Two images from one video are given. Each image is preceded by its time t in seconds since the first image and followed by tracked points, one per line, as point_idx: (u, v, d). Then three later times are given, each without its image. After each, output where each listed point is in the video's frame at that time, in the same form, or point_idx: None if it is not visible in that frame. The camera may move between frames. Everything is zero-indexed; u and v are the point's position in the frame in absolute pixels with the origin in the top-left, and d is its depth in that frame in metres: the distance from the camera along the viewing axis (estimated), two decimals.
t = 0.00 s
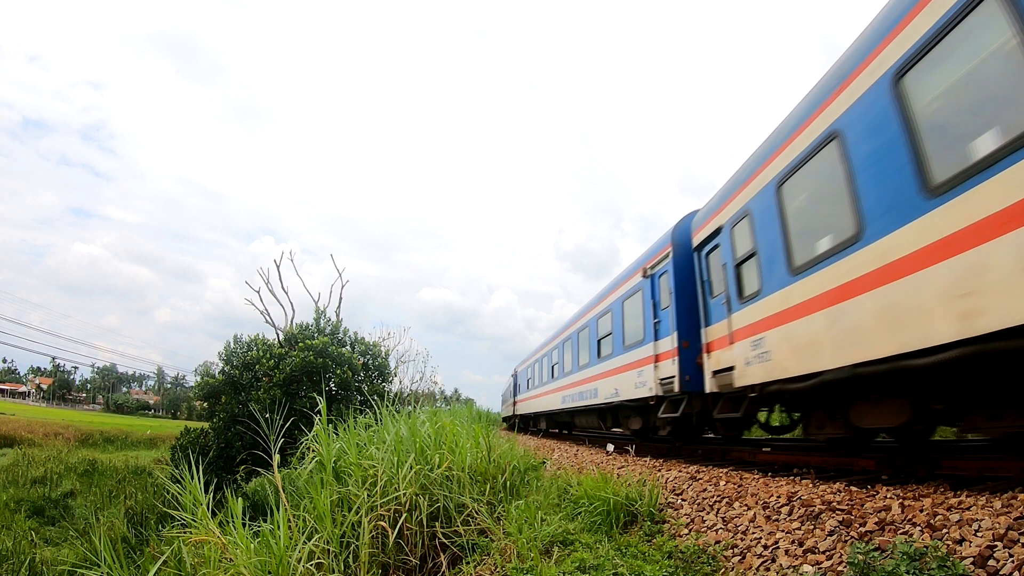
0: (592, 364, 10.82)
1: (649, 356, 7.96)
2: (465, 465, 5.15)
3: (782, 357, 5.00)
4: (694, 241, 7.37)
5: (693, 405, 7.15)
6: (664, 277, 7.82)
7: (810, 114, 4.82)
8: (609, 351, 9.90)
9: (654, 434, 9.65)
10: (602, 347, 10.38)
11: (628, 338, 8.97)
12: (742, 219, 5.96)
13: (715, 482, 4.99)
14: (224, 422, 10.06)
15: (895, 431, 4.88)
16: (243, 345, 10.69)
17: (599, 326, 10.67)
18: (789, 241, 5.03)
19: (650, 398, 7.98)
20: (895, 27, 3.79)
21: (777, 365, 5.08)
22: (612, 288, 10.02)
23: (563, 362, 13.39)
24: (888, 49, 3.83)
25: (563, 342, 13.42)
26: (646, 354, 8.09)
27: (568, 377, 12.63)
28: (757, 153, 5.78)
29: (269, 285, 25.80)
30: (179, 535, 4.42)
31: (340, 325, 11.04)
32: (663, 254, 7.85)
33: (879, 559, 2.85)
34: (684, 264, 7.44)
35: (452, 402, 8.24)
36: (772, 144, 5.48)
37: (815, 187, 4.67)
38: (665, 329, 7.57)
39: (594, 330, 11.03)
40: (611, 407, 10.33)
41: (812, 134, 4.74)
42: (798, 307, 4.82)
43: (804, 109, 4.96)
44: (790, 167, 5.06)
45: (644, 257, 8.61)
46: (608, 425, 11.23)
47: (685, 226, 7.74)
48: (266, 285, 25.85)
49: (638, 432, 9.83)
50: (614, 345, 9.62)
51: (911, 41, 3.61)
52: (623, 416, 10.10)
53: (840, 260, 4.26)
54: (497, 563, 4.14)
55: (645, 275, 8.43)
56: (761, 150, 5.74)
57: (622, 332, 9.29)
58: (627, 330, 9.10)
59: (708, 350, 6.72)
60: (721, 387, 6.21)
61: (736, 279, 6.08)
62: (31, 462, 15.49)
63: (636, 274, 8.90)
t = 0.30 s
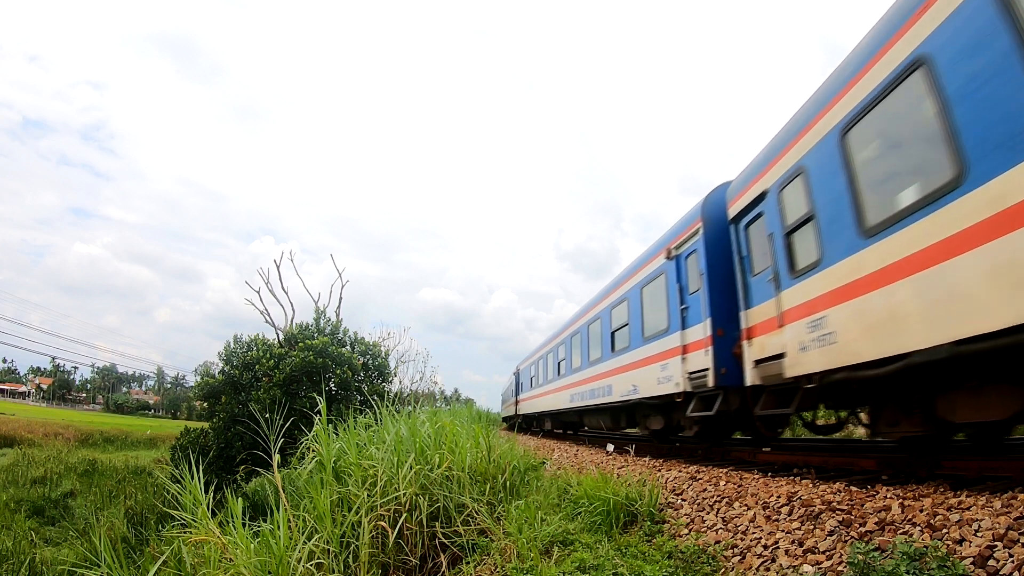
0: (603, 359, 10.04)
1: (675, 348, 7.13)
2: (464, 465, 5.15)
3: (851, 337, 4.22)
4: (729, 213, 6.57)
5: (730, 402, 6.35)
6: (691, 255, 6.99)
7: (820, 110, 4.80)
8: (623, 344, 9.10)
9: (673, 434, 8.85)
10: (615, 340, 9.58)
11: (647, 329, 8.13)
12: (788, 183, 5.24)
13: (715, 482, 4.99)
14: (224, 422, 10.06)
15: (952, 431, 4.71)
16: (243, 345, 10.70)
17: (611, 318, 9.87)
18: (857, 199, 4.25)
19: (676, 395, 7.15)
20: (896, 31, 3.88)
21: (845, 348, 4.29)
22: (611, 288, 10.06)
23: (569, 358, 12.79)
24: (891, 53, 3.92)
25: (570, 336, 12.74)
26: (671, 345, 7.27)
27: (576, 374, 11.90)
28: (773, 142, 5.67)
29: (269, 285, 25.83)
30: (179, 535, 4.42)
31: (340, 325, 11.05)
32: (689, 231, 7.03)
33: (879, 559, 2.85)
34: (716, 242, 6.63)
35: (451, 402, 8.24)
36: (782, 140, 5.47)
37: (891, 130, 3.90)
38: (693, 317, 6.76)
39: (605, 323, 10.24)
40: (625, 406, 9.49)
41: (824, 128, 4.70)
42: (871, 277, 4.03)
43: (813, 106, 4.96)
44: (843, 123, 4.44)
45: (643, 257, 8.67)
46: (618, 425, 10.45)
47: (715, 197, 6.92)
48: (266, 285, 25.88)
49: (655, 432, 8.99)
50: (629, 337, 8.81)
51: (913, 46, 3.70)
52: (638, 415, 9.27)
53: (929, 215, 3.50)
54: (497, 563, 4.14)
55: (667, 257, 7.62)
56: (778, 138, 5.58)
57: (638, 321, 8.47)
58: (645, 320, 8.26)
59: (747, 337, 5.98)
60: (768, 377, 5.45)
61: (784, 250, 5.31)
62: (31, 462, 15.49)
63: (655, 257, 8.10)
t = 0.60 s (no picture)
0: (618, 352, 9.25)
1: (708, 335, 6.35)
2: (465, 465, 5.15)
3: (946, 305, 3.48)
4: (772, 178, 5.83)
5: (778, 398, 5.61)
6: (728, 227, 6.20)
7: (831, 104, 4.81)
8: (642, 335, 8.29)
9: (699, 434, 8.07)
10: (631, 332, 8.78)
11: (672, 316, 7.33)
12: (841, 144, 4.65)
13: (715, 482, 4.99)
14: (224, 422, 10.06)
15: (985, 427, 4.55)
16: (243, 345, 10.70)
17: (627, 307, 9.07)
18: (945, 140, 3.56)
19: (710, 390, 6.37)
20: None
21: (939, 321, 3.54)
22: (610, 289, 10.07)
23: (575, 354, 12.14)
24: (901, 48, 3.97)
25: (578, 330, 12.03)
26: (703, 333, 6.48)
27: (585, 370, 11.15)
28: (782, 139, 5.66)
29: (269, 285, 25.86)
30: (179, 535, 4.42)
31: (340, 325, 11.05)
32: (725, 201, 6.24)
33: (879, 559, 2.85)
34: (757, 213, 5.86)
35: (452, 402, 8.24)
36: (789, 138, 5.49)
37: (998, 45, 3.20)
38: (731, 300, 6.02)
39: (619, 313, 9.43)
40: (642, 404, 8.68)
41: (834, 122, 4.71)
42: (971, 230, 3.31)
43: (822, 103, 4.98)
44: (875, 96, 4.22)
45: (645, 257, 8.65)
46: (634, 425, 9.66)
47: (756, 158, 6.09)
48: (266, 285, 25.90)
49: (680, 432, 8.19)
50: (650, 327, 8.01)
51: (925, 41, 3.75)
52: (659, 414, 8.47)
53: None
54: (497, 563, 4.14)
55: (696, 234, 6.83)
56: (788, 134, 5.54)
57: (662, 309, 7.67)
58: (670, 306, 7.46)
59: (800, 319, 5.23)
60: (831, 362, 4.71)
61: (844, 213, 4.60)
62: (31, 462, 15.49)
63: (680, 237, 7.33)
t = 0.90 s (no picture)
0: (636, 344, 8.44)
1: (753, 320, 5.55)
2: (465, 465, 5.15)
3: None
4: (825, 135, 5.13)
5: (845, 391, 4.81)
6: (775, 192, 5.43)
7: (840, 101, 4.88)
8: (666, 324, 7.50)
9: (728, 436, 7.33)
10: (652, 321, 7.99)
11: (704, 301, 6.54)
12: (902, 97, 4.13)
13: (715, 483, 4.99)
14: (224, 422, 10.06)
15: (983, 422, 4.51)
16: (243, 345, 10.70)
17: (647, 294, 8.25)
18: None
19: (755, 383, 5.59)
20: None
21: None
22: (607, 288, 10.07)
23: (584, 349, 11.37)
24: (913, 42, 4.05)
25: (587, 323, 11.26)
26: (747, 318, 5.69)
27: (596, 366, 10.35)
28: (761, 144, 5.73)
29: (269, 285, 25.90)
30: (179, 535, 4.42)
31: (340, 325, 11.05)
32: (770, 161, 5.48)
33: (879, 559, 2.85)
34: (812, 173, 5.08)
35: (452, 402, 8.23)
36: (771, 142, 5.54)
37: None
38: (782, 277, 5.26)
39: (638, 300, 8.60)
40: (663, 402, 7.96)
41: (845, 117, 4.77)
42: None
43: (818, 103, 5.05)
44: (944, 41, 3.76)
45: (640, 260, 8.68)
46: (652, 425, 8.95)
47: (809, 110, 5.29)
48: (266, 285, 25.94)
49: (707, 433, 7.49)
50: (676, 314, 7.21)
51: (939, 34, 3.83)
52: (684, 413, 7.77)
53: None
54: (497, 563, 4.14)
55: (734, 203, 6.04)
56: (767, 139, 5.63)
57: (691, 293, 6.87)
58: (701, 289, 6.65)
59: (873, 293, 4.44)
60: (917, 342, 3.94)
61: (930, 160, 3.89)
62: (31, 462, 15.48)
63: (713, 209, 6.52)
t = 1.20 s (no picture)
0: (658, 333, 7.65)
1: (813, 297, 4.75)
2: (465, 465, 5.15)
3: None
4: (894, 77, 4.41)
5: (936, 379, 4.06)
6: (839, 143, 4.63)
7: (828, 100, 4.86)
8: (696, 309, 6.70)
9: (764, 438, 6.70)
10: (678, 307, 7.20)
11: (747, 280, 5.74)
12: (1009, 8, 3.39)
13: (715, 482, 4.99)
14: (224, 422, 10.07)
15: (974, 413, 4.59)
16: (243, 345, 10.71)
17: (670, 277, 7.46)
18: None
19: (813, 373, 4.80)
20: None
21: None
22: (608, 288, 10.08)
23: (594, 345, 10.59)
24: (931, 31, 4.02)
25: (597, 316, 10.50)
26: (804, 295, 4.87)
27: (609, 362, 9.54)
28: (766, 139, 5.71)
29: (269, 286, 25.99)
30: (179, 535, 4.42)
31: (340, 325, 11.06)
32: (830, 108, 4.71)
33: (879, 559, 2.85)
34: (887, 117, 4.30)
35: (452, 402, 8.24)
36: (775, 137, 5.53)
37: None
38: (850, 244, 4.46)
39: (659, 285, 7.81)
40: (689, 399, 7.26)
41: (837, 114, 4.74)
42: None
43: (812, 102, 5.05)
44: None
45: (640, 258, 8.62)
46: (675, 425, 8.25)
47: (879, 46, 4.52)
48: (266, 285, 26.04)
49: (741, 432, 6.79)
50: (709, 297, 6.41)
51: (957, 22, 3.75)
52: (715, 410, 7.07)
53: None
54: (497, 563, 4.14)
55: (784, 162, 5.26)
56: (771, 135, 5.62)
57: (727, 271, 6.09)
58: (741, 266, 5.86)
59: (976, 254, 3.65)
60: None
61: None
62: (31, 462, 15.49)
63: (754, 173, 5.74)
